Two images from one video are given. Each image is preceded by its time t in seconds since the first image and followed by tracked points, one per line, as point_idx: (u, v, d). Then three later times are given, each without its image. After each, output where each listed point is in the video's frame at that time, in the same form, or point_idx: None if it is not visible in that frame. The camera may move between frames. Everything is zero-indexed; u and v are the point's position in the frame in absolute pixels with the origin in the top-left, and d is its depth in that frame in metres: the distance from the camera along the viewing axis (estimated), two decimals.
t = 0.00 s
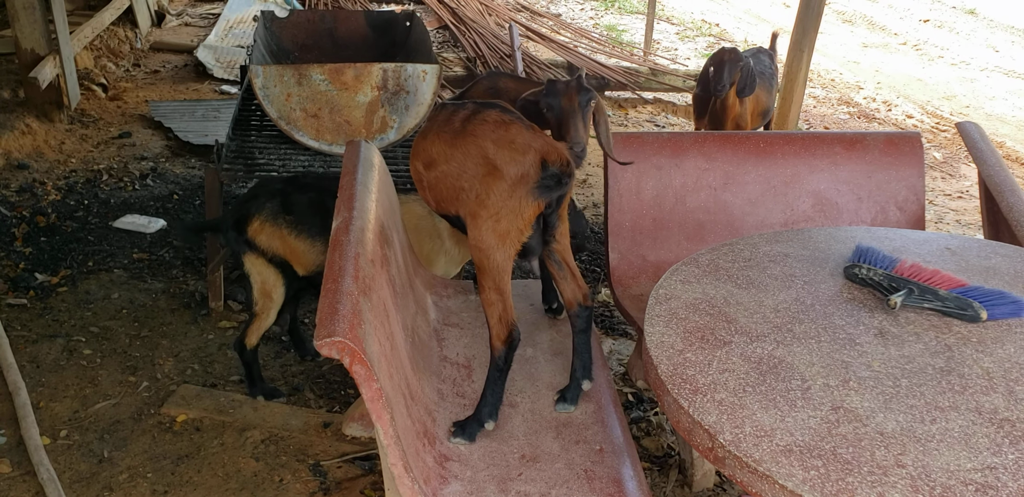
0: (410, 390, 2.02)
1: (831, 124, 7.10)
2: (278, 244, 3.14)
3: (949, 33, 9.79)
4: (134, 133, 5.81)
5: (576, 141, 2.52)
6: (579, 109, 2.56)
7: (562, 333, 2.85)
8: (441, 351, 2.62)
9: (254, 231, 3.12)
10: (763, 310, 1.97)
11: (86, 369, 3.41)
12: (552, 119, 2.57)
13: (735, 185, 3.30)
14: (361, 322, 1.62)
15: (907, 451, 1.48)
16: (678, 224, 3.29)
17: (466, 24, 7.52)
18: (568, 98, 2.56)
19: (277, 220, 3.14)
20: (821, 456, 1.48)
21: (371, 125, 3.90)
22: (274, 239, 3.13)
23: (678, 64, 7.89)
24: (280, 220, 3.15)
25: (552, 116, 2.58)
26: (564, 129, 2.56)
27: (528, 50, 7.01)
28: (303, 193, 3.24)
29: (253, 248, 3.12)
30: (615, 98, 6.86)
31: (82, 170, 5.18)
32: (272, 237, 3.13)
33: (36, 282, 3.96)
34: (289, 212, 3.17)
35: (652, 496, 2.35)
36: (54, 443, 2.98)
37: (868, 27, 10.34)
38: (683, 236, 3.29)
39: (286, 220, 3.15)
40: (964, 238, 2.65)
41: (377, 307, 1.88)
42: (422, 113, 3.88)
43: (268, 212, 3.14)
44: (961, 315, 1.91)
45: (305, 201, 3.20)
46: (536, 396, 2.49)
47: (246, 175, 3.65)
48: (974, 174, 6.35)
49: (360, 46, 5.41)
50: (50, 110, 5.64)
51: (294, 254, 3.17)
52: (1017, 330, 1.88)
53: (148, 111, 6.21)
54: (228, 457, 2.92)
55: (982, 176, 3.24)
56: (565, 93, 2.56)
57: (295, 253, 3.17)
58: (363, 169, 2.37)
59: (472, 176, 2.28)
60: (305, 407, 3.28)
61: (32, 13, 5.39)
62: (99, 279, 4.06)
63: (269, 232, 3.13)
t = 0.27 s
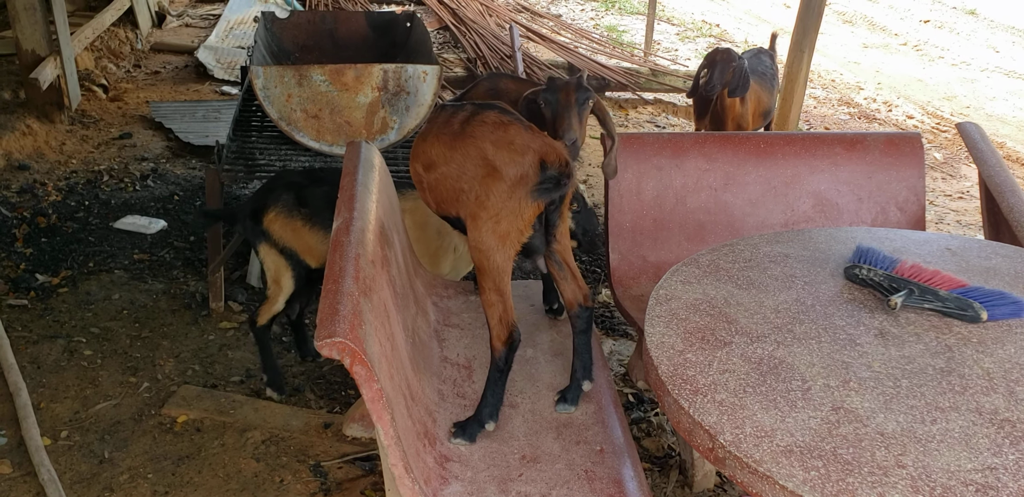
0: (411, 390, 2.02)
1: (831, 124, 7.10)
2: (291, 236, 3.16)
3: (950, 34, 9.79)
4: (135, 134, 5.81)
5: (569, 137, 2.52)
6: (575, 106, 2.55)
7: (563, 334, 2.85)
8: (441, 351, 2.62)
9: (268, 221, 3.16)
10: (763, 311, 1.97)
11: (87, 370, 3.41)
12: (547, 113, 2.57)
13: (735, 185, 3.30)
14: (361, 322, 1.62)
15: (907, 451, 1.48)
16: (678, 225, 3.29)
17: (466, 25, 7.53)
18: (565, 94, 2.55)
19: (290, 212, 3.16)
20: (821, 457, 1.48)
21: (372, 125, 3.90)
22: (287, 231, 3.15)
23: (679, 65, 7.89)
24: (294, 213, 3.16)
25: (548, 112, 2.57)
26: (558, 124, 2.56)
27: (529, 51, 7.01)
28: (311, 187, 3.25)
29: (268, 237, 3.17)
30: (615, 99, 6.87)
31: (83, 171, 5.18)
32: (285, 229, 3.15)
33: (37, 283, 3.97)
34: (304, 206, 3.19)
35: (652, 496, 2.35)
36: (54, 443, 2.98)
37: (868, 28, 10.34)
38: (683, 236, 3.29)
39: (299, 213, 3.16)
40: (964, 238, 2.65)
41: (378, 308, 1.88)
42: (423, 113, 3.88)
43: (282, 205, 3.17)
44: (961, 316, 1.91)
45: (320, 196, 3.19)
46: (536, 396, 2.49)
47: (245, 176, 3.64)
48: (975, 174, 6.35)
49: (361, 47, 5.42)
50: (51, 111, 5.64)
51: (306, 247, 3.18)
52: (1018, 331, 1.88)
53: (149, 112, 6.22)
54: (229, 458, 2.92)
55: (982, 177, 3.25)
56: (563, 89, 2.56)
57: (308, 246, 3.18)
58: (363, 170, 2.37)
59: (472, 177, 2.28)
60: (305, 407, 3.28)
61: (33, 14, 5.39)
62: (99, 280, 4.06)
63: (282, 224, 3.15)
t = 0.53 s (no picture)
0: (411, 391, 2.01)
1: (832, 125, 7.11)
2: (306, 236, 3.11)
3: (950, 34, 9.79)
4: (135, 135, 5.81)
5: (572, 138, 2.53)
6: (575, 107, 2.57)
7: (563, 334, 2.85)
8: (442, 352, 2.62)
9: (285, 221, 3.14)
10: (764, 311, 1.97)
11: (88, 371, 3.41)
12: (547, 117, 2.60)
13: (736, 186, 3.30)
14: (362, 323, 1.62)
15: (908, 452, 1.48)
16: (679, 225, 3.29)
17: (466, 25, 7.53)
18: (565, 97, 2.59)
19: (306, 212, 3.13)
20: (822, 457, 1.48)
21: (373, 126, 3.91)
22: (302, 232, 3.12)
23: (679, 65, 7.89)
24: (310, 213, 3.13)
25: (549, 114, 2.60)
26: (559, 128, 2.58)
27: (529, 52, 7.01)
28: (318, 186, 3.23)
29: (284, 238, 3.15)
30: (615, 99, 6.87)
31: (84, 172, 5.18)
32: (299, 229, 3.12)
33: (37, 284, 3.97)
34: (318, 206, 3.16)
35: None
36: (55, 444, 2.99)
37: (868, 28, 10.33)
38: (684, 237, 3.29)
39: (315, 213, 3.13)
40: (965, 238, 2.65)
41: (378, 309, 1.88)
42: (423, 114, 3.89)
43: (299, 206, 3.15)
44: (962, 316, 1.91)
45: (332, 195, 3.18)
46: (537, 397, 2.49)
47: (246, 177, 3.63)
48: (976, 174, 6.35)
49: (362, 48, 5.42)
50: (52, 112, 5.64)
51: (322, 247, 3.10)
52: (1018, 331, 1.87)
53: (149, 113, 6.22)
54: (230, 459, 2.92)
55: (983, 177, 3.25)
56: (562, 91, 2.59)
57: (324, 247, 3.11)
58: (364, 171, 2.37)
59: (474, 178, 2.28)
60: (306, 408, 3.28)
61: (33, 16, 5.40)
62: (100, 281, 4.06)
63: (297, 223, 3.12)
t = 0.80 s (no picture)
0: (411, 392, 2.01)
1: (832, 125, 7.11)
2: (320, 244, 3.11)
3: (951, 34, 9.78)
4: (136, 136, 5.81)
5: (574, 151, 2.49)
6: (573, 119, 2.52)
7: (564, 335, 2.85)
8: (443, 352, 2.62)
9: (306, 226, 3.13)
10: (765, 312, 1.97)
11: (88, 371, 3.41)
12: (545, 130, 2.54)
13: (736, 186, 3.30)
14: (363, 324, 1.62)
15: (909, 452, 1.48)
16: (680, 225, 3.29)
17: (467, 26, 7.53)
18: (560, 107, 2.54)
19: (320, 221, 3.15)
20: (823, 458, 1.48)
21: (373, 126, 3.91)
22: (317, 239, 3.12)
23: (679, 66, 7.90)
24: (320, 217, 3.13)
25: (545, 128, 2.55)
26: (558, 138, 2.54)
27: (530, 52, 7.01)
28: (327, 192, 3.22)
29: (294, 244, 3.15)
30: (616, 99, 6.87)
31: (84, 172, 5.18)
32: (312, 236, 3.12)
33: (38, 285, 3.97)
34: (329, 212, 3.15)
35: None
36: (56, 445, 2.99)
37: (869, 28, 10.33)
38: (685, 237, 3.29)
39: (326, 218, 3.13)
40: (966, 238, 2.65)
41: (379, 310, 1.88)
42: (424, 115, 3.89)
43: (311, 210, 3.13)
44: (963, 317, 1.91)
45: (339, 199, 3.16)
46: (538, 397, 2.49)
47: (246, 178, 3.63)
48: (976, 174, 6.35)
49: (362, 48, 5.42)
50: (52, 112, 5.64)
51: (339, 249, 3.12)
52: (1019, 331, 1.87)
53: (150, 113, 6.22)
54: (231, 460, 2.92)
55: (983, 177, 3.24)
56: (556, 103, 2.54)
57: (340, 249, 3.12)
58: (365, 172, 2.37)
59: (476, 179, 2.28)
60: (307, 409, 3.28)
61: (34, 16, 5.40)
62: (101, 282, 4.06)
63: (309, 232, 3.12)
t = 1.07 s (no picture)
0: (411, 392, 2.01)
1: (833, 125, 7.11)
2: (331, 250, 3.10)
3: (951, 34, 9.78)
4: (136, 136, 5.81)
5: (577, 151, 2.48)
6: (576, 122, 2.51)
7: (565, 335, 2.84)
8: (443, 352, 2.62)
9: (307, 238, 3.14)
10: (765, 311, 1.97)
11: (88, 372, 3.41)
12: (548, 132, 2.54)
13: (737, 186, 3.30)
14: (363, 324, 1.61)
15: (910, 452, 1.48)
16: (680, 225, 3.29)
17: (467, 26, 7.53)
18: (564, 111, 2.52)
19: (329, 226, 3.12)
20: (823, 458, 1.47)
21: (373, 126, 3.90)
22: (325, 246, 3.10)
23: (679, 66, 7.90)
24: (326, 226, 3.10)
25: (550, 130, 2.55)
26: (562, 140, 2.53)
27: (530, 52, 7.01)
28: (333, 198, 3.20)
29: (303, 251, 3.17)
30: (616, 100, 6.87)
31: (84, 172, 5.18)
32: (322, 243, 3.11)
33: (38, 285, 3.97)
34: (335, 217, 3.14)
35: None
36: (56, 445, 2.99)
37: (869, 28, 10.33)
38: (685, 237, 3.29)
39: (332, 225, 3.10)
40: (966, 238, 2.64)
41: (379, 310, 1.87)
42: (424, 115, 3.89)
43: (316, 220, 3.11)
44: (963, 316, 1.91)
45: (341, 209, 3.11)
46: (538, 397, 2.49)
47: (246, 178, 3.62)
48: (977, 174, 6.35)
49: (363, 48, 5.42)
50: (53, 113, 5.65)
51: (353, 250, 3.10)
52: (1020, 331, 1.87)
53: (150, 113, 6.22)
54: (231, 460, 2.92)
55: (984, 177, 3.24)
56: (561, 105, 2.53)
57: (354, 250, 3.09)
58: (365, 172, 2.36)
59: (475, 179, 2.27)
60: (307, 409, 3.28)
61: (34, 17, 5.40)
62: (101, 282, 4.06)
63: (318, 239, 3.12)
